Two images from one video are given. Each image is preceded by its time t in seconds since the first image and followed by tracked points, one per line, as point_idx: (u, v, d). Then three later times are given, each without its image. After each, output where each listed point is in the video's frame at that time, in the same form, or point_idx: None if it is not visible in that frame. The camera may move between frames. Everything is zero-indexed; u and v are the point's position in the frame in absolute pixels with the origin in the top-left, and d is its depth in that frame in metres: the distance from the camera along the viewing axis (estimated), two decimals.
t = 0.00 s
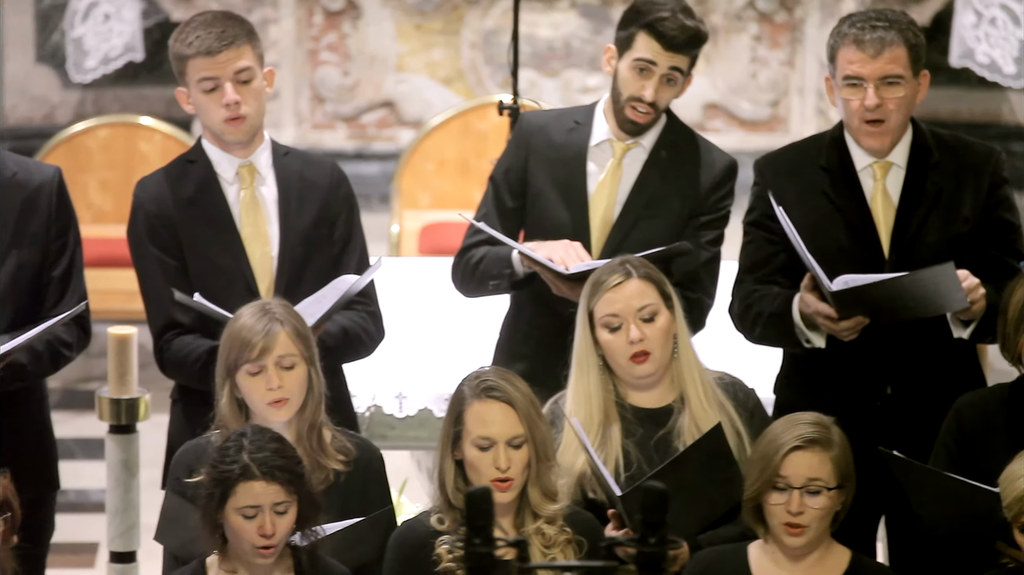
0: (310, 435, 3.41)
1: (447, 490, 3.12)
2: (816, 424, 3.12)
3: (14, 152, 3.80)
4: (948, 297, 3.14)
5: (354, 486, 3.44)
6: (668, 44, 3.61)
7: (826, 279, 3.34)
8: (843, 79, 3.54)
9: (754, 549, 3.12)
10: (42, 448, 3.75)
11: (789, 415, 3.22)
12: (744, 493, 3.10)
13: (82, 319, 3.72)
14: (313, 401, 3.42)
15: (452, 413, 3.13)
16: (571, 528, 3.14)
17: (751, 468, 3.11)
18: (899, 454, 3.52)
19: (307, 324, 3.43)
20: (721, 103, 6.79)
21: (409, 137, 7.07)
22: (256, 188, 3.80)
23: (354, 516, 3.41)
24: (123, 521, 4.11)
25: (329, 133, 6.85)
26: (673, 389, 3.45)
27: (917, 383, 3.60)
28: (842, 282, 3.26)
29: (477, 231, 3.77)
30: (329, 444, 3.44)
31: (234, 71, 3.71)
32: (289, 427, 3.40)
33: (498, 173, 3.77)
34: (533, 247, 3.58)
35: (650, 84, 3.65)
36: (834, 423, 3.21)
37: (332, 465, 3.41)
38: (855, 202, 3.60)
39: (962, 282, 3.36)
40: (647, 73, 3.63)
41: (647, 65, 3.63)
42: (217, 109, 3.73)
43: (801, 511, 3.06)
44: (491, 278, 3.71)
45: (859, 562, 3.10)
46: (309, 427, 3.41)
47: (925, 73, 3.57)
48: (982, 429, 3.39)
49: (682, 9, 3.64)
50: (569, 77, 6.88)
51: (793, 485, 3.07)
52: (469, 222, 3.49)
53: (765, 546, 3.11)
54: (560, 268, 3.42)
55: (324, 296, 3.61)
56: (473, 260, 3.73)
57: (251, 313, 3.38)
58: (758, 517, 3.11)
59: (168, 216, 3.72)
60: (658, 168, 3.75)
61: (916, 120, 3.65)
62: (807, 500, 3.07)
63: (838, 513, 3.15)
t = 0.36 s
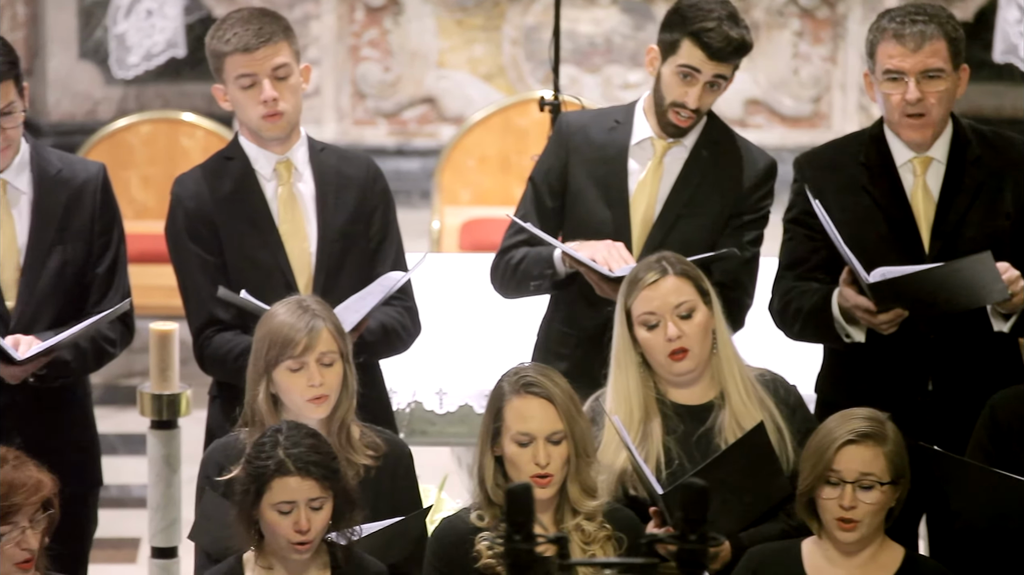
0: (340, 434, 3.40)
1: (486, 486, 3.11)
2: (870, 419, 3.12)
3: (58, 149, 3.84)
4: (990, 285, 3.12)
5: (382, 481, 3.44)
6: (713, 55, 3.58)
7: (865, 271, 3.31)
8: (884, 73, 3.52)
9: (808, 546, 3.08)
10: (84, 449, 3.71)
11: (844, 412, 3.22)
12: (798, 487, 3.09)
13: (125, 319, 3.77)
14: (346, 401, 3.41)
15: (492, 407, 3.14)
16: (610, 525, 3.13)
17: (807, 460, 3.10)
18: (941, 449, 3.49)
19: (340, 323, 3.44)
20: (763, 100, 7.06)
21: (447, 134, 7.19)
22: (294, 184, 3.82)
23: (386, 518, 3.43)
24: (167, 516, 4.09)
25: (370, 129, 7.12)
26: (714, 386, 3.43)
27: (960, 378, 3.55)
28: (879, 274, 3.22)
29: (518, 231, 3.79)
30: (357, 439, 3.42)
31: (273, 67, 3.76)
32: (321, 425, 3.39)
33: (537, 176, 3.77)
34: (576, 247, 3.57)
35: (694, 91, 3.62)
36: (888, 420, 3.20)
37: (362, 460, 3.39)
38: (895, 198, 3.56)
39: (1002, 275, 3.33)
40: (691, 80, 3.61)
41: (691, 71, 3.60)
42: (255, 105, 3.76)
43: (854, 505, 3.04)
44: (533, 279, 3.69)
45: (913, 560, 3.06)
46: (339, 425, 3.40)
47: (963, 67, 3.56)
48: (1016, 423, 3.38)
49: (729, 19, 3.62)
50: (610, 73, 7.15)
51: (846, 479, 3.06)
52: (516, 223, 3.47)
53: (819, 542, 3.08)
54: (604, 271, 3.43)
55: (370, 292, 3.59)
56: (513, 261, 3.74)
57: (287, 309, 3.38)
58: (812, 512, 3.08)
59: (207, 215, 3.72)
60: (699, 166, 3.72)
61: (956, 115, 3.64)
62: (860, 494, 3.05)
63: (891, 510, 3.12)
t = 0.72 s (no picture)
0: (369, 434, 3.40)
1: (520, 488, 3.10)
2: (897, 424, 3.11)
3: (99, 152, 3.86)
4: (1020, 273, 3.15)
5: (416, 482, 3.45)
6: (745, 35, 3.60)
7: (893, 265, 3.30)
8: (912, 71, 3.54)
9: (837, 550, 3.09)
10: (121, 451, 3.74)
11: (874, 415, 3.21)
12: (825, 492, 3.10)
13: (164, 319, 3.75)
14: (372, 400, 3.41)
15: (526, 410, 3.13)
16: (644, 528, 3.11)
17: (833, 464, 3.10)
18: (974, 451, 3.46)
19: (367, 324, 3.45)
20: (797, 101, 6.70)
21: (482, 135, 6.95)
22: (324, 186, 3.83)
23: (413, 514, 3.43)
24: (201, 517, 4.13)
25: (404, 131, 6.92)
26: (748, 390, 3.41)
27: (991, 378, 3.54)
28: (907, 265, 3.21)
29: (546, 225, 3.77)
30: (386, 439, 3.43)
31: (304, 66, 3.80)
32: (349, 424, 3.39)
33: (563, 170, 3.75)
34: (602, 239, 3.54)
35: (727, 73, 3.63)
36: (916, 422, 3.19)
37: (391, 461, 3.40)
38: (929, 197, 3.54)
39: None
40: (723, 63, 3.62)
41: (723, 54, 3.62)
42: (286, 106, 3.80)
43: (881, 511, 3.04)
44: (561, 271, 3.69)
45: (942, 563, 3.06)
46: (368, 425, 3.40)
47: (997, 67, 3.55)
48: None
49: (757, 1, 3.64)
50: (643, 75, 6.83)
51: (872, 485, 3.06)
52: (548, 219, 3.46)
53: (848, 547, 3.09)
54: (633, 266, 3.42)
55: (399, 294, 3.60)
56: (541, 255, 3.73)
57: (313, 311, 3.39)
58: (839, 517, 3.09)
59: (238, 214, 3.74)
60: (727, 158, 3.71)
61: (991, 114, 3.62)
62: (887, 499, 3.06)
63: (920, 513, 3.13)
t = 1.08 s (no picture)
0: (399, 439, 3.40)
1: (546, 493, 3.10)
2: (907, 426, 3.09)
3: (133, 156, 3.87)
4: None
5: (445, 492, 3.42)
6: (762, 26, 3.60)
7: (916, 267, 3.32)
8: (940, 73, 3.53)
9: (850, 553, 3.09)
10: (150, 453, 3.74)
11: (883, 416, 3.20)
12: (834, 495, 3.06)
13: (196, 325, 3.75)
14: (402, 407, 3.42)
15: (551, 414, 3.12)
16: (670, 532, 3.10)
17: (841, 468, 3.08)
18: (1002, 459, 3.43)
19: (395, 328, 3.45)
20: (824, 104, 6.67)
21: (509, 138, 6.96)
22: (351, 188, 3.83)
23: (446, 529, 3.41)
24: (227, 521, 4.15)
25: (430, 134, 6.92)
26: (774, 395, 3.39)
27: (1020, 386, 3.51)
28: (929, 268, 3.23)
29: (567, 222, 3.76)
30: (418, 444, 3.43)
31: (332, 69, 3.78)
32: (380, 429, 3.41)
33: (586, 165, 3.73)
34: (618, 236, 3.50)
35: (745, 66, 3.62)
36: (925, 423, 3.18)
37: (422, 465, 3.39)
38: (956, 199, 3.52)
39: None
40: (740, 56, 3.62)
41: (741, 47, 3.61)
42: (314, 107, 3.79)
43: (891, 513, 3.04)
44: (580, 267, 3.68)
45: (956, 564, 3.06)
46: (398, 430, 3.41)
47: None
48: None
49: None
50: (671, 78, 6.83)
51: (882, 488, 3.05)
52: (561, 213, 3.49)
53: (860, 550, 3.09)
54: (647, 260, 3.35)
55: (421, 300, 3.63)
56: (561, 251, 3.72)
57: (340, 317, 3.40)
58: (849, 520, 3.06)
59: (263, 215, 3.76)
60: (747, 155, 3.69)
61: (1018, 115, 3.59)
62: (897, 502, 3.05)
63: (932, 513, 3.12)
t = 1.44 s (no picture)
0: (429, 442, 3.40)
1: (567, 497, 3.10)
2: (910, 425, 3.10)
3: (163, 160, 3.90)
4: None
5: (474, 498, 3.42)
6: (777, 40, 3.55)
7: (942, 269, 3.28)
8: (968, 74, 3.51)
9: (857, 555, 3.10)
10: (177, 455, 3.75)
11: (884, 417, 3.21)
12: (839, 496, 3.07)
13: (225, 328, 3.76)
14: (431, 410, 3.42)
15: (573, 418, 3.13)
16: (693, 536, 3.08)
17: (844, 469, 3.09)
18: None
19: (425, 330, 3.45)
20: (850, 108, 6.65)
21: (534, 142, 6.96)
22: (377, 191, 3.84)
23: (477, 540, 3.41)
24: (252, 524, 4.15)
25: (455, 138, 6.93)
26: (797, 400, 3.38)
27: None
28: (955, 270, 3.19)
29: (583, 225, 3.77)
30: (448, 446, 3.44)
31: (359, 71, 3.78)
32: (409, 432, 3.40)
33: (606, 169, 3.72)
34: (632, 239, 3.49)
35: (759, 77, 3.58)
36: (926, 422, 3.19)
37: (452, 467, 3.39)
38: (983, 202, 3.50)
39: None
40: (756, 67, 3.57)
41: (756, 58, 3.56)
42: (341, 109, 3.79)
43: (896, 512, 3.05)
44: (594, 269, 3.67)
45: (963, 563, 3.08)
46: (427, 433, 3.40)
47: None
48: None
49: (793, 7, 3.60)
50: (696, 81, 6.81)
51: (886, 487, 3.06)
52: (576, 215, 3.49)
53: (866, 552, 3.10)
54: (658, 261, 3.33)
55: (437, 306, 3.60)
56: (576, 253, 3.72)
57: (370, 320, 3.40)
58: (854, 521, 3.07)
59: (288, 217, 3.76)
60: (766, 162, 3.68)
61: None
62: (902, 501, 3.06)
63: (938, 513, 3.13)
